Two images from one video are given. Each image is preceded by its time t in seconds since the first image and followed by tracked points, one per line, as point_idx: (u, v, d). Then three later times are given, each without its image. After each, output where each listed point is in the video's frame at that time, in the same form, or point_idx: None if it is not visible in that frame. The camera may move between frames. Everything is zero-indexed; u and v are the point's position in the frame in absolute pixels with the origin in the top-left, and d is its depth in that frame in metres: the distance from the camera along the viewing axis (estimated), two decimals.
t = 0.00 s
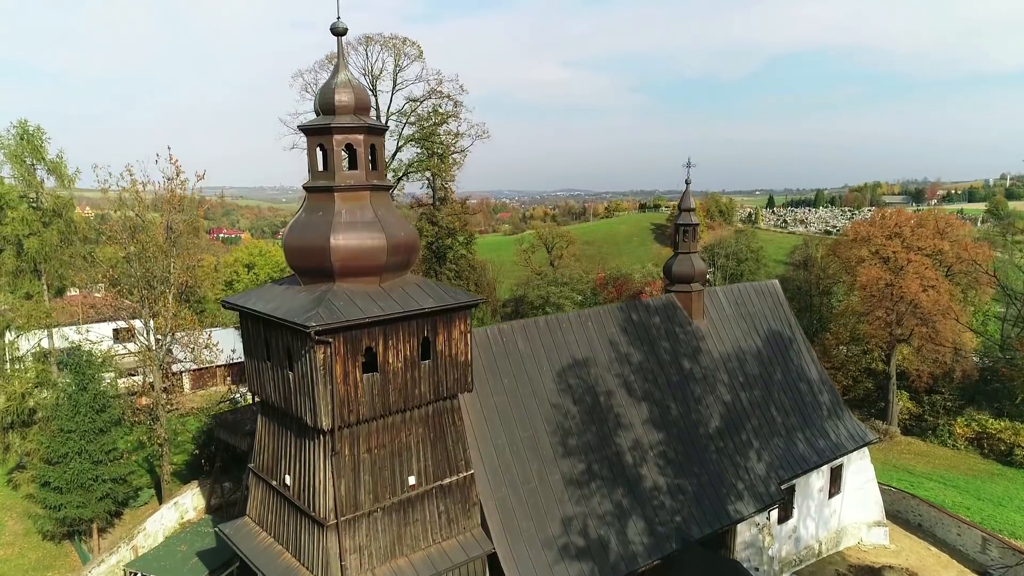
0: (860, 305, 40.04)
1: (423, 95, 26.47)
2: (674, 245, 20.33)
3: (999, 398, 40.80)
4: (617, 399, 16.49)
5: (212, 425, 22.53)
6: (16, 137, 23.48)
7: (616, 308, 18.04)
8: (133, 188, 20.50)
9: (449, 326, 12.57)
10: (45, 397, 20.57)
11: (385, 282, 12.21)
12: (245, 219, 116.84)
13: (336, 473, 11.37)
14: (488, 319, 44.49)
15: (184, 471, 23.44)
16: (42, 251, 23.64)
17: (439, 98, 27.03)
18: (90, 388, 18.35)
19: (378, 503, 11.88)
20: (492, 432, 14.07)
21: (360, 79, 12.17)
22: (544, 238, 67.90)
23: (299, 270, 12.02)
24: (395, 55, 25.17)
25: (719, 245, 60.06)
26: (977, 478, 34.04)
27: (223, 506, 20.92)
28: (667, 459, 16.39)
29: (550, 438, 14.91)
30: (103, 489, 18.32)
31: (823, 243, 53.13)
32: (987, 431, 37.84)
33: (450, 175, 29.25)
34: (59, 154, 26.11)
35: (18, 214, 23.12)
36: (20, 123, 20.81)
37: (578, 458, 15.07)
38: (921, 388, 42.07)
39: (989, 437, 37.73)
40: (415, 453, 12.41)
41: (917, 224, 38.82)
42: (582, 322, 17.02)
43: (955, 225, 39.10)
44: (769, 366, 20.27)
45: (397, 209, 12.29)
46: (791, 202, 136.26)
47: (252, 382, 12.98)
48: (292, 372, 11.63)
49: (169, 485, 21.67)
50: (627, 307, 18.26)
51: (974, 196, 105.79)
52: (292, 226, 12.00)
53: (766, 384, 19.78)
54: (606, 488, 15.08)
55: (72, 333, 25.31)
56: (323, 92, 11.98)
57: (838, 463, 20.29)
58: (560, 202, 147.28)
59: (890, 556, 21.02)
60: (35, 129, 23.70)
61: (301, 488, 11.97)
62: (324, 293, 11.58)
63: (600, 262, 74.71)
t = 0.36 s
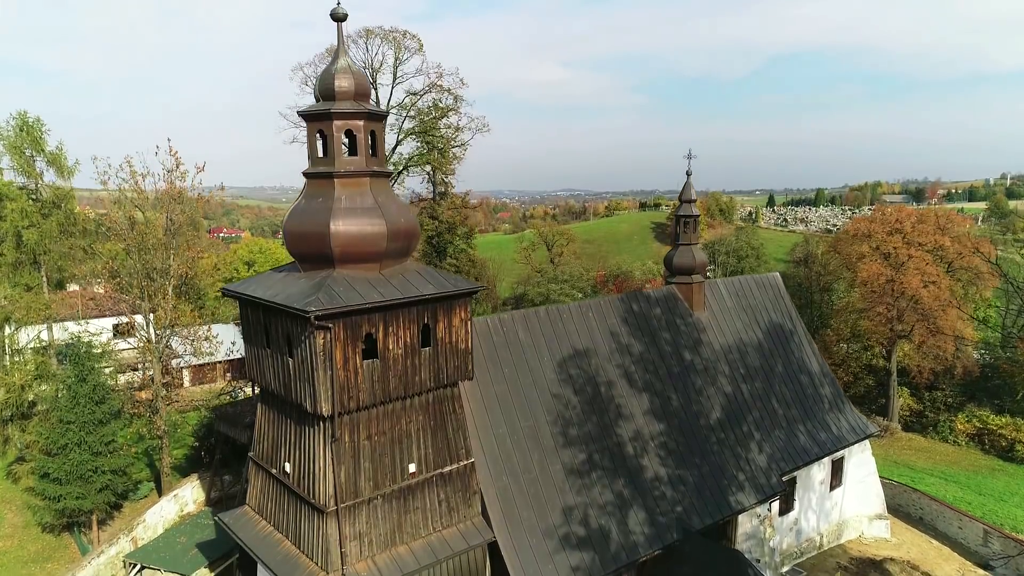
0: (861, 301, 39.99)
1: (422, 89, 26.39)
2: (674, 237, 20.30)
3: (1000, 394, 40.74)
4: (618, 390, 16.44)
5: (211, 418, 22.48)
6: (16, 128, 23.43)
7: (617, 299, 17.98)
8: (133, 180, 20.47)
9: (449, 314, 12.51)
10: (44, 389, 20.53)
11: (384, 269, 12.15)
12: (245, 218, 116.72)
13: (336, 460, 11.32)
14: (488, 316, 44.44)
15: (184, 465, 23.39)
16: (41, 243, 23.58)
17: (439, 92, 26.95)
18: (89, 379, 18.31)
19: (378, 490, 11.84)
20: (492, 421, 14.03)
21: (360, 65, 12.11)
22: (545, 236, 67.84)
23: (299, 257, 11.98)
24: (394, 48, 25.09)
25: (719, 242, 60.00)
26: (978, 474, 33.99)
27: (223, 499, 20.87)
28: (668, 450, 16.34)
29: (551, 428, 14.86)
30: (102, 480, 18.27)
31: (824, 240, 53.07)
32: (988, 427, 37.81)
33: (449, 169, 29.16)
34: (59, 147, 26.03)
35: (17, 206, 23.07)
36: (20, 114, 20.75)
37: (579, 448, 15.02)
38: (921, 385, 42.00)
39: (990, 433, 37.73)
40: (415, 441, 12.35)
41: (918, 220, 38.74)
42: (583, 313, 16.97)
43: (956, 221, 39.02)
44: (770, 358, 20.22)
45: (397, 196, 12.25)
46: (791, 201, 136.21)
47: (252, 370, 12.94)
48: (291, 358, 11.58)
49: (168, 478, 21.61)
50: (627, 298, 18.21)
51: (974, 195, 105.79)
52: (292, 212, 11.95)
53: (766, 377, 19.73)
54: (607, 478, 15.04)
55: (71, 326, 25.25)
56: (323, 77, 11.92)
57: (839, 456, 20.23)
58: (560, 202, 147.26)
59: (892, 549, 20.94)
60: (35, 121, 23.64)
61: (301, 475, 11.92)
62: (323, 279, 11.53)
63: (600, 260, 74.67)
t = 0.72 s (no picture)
0: (862, 297, 39.92)
1: (422, 82, 26.33)
2: (675, 229, 20.26)
3: (1001, 391, 40.72)
4: (619, 381, 16.40)
5: (211, 412, 22.43)
6: (15, 120, 23.36)
7: (618, 290, 17.95)
8: (133, 172, 20.40)
9: (449, 302, 12.46)
10: (44, 381, 20.48)
11: (385, 256, 12.10)
12: (245, 216, 116.61)
13: (336, 447, 11.27)
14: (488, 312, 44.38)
15: (183, 458, 23.33)
16: (40, 236, 23.52)
17: (439, 86, 26.88)
18: (88, 371, 18.26)
19: (378, 478, 11.79)
20: (493, 411, 13.99)
21: (360, 52, 12.05)
22: (545, 234, 67.78)
23: (299, 244, 11.93)
24: (394, 41, 25.04)
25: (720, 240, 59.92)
26: (979, 470, 33.94)
27: (223, 492, 20.79)
28: (668, 441, 16.29)
29: (551, 418, 14.82)
30: (101, 472, 18.23)
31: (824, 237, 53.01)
32: (989, 424, 37.82)
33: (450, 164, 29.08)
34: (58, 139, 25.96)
35: (16, 197, 23.01)
36: (19, 106, 20.65)
37: (580, 438, 14.98)
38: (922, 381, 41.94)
39: (990, 430, 37.72)
40: (415, 429, 12.31)
41: (919, 216, 38.65)
42: (583, 304, 16.93)
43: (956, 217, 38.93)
44: (771, 351, 20.17)
45: (397, 183, 12.20)
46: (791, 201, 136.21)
47: (252, 358, 12.90)
48: (291, 345, 11.53)
49: (167, 471, 21.56)
50: (628, 289, 18.18)
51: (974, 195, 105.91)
52: (292, 199, 11.89)
53: (768, 369, 19.68)
54: (607, 469, 14.99)
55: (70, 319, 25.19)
56: (323, 64, 11.86)
57: (840, 449, 20.18)
58: (560, 201, 147.13)
59: (893, 542, 20.88)
60: (34, 112, 23.56)
61: (301, 463, 11.87)
62: (323, 266, 11.49)
63: (600, 258, 74.62)
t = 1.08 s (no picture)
0: (862, 293, 39.87)
1: (422, 75, 26.27)
2: (676, 220, 20.22)
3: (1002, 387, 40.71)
4: (619, 371, 16.36)
5: (211, 405, 22.37)
6: (14, 110, 23.30)
7: (619, 280, 17.91)
8: (132, 163, 20.31)
9: (449, 288, 12.40)
10: (43, 373, 20.43)
11: (385, 241, 12.06)
12: (244, 215, 116.44)
13: (336, 432, 11.23)
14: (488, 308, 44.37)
15: (183, 451, 23.28)
16: (39, 227, 23.45)
17: (440, 79, 26.81)
18: (88, 362, 18.23)
19: (378, 464, 11.74)
20: (493, 399, 13.95)
21: (359, 37, 12.01)
22: (545, 231, 67.73)
23: (298, 229, 11.87)
24: (394, 34, 24.99)
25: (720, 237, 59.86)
26: (980, 466, 33.90)
27: (223, 485, 20.74)
28: (669, 431, 16.24)
29: (552, 407, 14.79)
30: (100, 463, 18.18)
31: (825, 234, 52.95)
32: (990, 419, 37.85)
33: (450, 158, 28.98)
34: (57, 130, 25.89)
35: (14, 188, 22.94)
36: (19, 97, 20.62)
37: (580, 427, 14.94)
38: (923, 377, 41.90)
39: (992, 425, 37.75)
40: (414, 415, 12.25)
41: (919, 212, 38.58)
42: (584, 293, 16.90)
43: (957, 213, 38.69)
44: (772, 342, 20.12)
45: (397, 169, 12.15)
46: (791, 200, 136.16)
47: (251, 344, 12.86)
48: (290, 330, 11.49)
49: (167, 464, 21.50)
50: (629, 280, 18.15)
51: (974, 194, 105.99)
52: (291, 184, 11.85)
53: (769, 361, 19.63)
54: (608, 458, 14.95)
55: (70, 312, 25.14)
56: (322, 49, 11.82)
57: (841, 440, 20.11)
58: (559, 200, 147.13)
59: (894, 535, 20.82)
60: (34, 103, 23.51)
61: (300, 450, 11.81)
62: (323, 250, 11.44)
63: (600, 256, 74.55)
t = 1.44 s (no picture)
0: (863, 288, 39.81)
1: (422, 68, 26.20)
2: (677, 210, 20.18)
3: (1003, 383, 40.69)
4: (620, 360, 16.32)
5: (211, 397, 22.32)
6: (13, 100, 23.27)
7: (619, 270, 17.87)
8: (132, 154, 20.25)
9: (449, 273, 12.34)
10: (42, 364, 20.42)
11: (385, 226, 12.02)
12: (244, 214, 116.31)
13: (335, 417, 11.19)
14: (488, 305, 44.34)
15: (183, 444, 23.24)
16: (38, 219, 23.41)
17: (440, 72, 26.74)
18: (87, 352, 18.19)
19: (378, 450, 11.70)
20: (493, 386, 13.92)
21: (359, 21, 11.95)
22: (545, 229, 67.63)
23: (298, 214, 11.83)
24: (394, 27, 24.93)
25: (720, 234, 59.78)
26: (981, 461, 33.89)
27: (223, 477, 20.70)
28: (670, 421, 16.20)
29: (552, 395, 14.75)
30: (99, 453, 18.14)
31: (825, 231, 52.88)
32: (991, 415, 37.86)
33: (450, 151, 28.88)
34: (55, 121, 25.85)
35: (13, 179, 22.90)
36: (19, 87, 20.60)
37: (581, 416, 14.90)
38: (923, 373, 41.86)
39: (993, 421, 37.77)
40: (414, 401, 12.21)
41: (921, 207, 38.43)
42: (584, 283, 16.86)
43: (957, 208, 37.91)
44: (772, 333, 20.07)
45: (398, 153, 12.10)
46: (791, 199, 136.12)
47: (250, 330, 12.82)
48: (289, 315, 11.44)
49: (167, 455, 21.47)
50: (630, 270, 18.11)
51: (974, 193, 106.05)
52: (291, 168, 11.80)
53: (770, 352, 19.58)
54: (608, 447, 14.90)
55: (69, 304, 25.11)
56: (322, 32, 11.76)
57: (842, 432, 20.06)
58: (559, 199, 147.01)
59: (896, 526, 20.79)
60: (32, 94, 23.47)
61: (300, 435, 11.76)
62: (323, 234, 11.40)
63: (600, 254, 74.48)
